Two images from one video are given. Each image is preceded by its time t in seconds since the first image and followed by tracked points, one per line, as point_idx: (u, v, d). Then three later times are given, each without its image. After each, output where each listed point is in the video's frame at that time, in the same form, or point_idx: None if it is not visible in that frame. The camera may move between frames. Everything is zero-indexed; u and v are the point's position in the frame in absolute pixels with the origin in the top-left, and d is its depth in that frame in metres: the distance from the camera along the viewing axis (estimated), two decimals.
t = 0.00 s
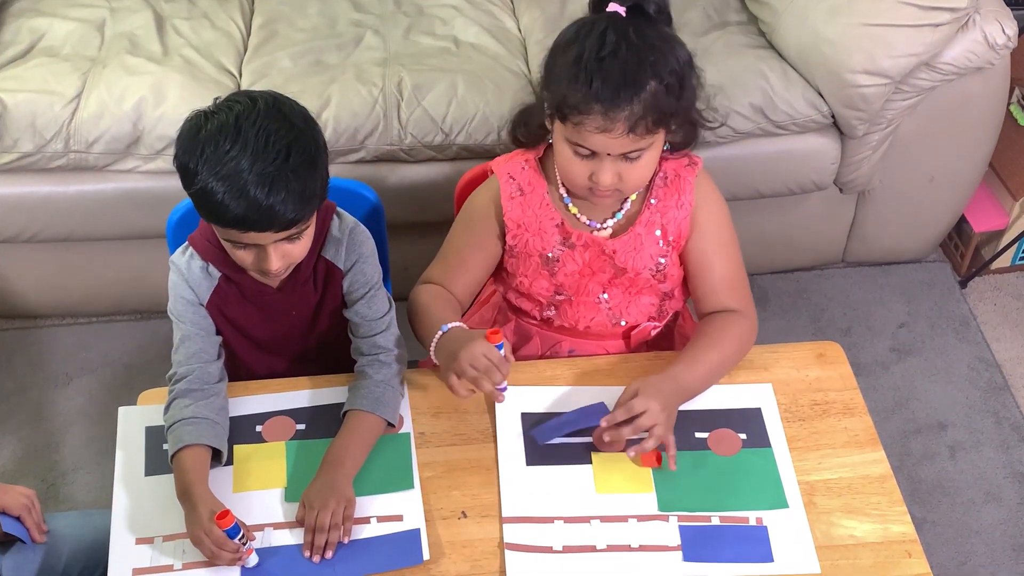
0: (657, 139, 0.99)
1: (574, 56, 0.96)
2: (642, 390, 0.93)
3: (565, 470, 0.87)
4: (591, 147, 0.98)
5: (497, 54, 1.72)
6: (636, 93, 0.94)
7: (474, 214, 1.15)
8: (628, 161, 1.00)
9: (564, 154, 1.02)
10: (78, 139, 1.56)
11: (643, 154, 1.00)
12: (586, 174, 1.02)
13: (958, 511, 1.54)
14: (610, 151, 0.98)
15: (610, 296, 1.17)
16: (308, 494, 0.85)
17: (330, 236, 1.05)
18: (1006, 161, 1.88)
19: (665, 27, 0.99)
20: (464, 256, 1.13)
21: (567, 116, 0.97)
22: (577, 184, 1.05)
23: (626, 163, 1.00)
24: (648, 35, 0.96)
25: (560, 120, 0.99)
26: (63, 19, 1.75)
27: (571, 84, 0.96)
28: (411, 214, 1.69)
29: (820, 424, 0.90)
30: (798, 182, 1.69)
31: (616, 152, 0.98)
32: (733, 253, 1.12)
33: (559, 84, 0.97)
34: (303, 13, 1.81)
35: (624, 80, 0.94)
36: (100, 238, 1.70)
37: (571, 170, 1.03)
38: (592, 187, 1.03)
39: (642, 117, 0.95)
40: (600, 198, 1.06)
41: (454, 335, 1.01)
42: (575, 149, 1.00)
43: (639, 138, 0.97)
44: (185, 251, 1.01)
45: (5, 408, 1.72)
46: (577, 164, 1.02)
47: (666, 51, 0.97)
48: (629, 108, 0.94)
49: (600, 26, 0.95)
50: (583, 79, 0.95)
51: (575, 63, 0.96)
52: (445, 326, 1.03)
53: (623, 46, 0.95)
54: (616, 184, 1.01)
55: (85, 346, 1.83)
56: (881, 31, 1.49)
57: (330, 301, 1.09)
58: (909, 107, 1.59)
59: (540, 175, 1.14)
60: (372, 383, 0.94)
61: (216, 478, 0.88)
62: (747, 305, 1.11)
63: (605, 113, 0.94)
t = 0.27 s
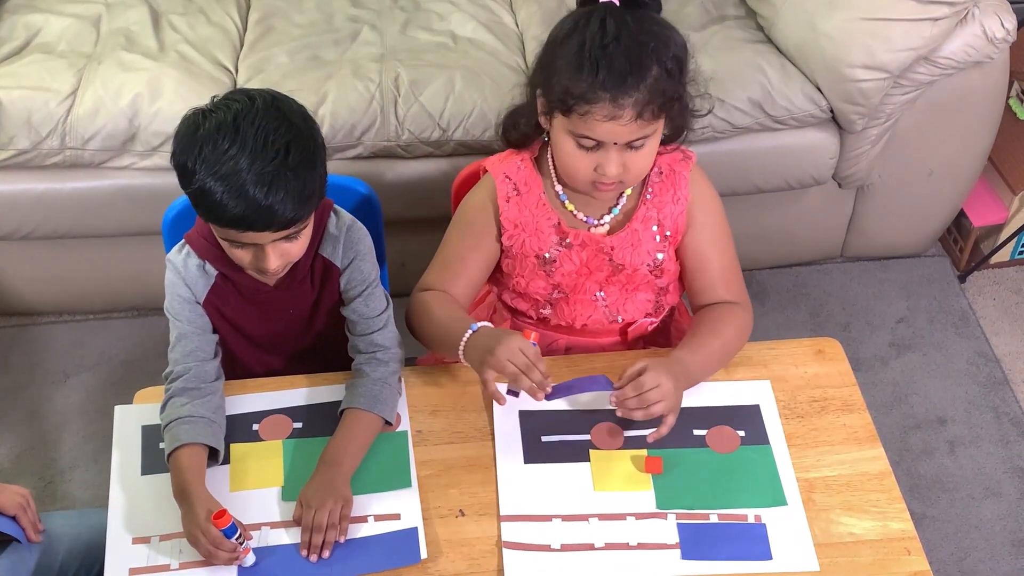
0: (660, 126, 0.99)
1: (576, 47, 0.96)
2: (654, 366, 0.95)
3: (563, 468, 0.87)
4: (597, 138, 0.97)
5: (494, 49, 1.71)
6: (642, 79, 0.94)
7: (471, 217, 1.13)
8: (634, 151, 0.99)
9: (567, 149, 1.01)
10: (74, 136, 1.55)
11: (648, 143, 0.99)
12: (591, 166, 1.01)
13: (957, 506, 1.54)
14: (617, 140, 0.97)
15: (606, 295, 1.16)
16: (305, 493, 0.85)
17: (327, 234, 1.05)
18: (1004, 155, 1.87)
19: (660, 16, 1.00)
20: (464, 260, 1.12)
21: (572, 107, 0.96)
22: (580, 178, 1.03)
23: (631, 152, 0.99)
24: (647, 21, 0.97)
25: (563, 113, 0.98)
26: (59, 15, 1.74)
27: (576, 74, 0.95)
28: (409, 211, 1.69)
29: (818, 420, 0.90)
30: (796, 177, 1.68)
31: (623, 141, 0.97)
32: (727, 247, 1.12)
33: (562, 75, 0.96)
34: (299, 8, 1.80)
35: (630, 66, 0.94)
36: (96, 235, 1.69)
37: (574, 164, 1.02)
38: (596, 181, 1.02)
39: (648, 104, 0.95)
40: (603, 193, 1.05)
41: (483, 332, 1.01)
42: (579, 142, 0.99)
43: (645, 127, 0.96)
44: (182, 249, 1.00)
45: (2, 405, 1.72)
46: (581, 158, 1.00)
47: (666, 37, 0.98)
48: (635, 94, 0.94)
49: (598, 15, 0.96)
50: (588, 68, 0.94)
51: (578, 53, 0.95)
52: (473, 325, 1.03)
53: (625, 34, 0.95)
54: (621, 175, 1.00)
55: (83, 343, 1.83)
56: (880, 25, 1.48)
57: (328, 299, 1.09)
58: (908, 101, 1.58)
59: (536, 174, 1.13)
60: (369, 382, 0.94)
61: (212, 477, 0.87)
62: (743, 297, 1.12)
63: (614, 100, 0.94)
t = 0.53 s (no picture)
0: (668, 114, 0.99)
1: (588, 36, 0.95)
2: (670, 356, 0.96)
3: (560, 464, 0.87)
4: (610, 126, 0.97)
5: (491, 44, 1.70)
6: (657, 66, 0.94)
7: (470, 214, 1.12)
8: (643, 141, 0.99)
9: (574, 138, 1.00)
10: (70, 132, 1.55)
11: (657, 133, 0.99)
12: (601, 156, 1.00)
13: (956, 500, 1.54)
14: (630, 127, 0.97)
15: (604, 292, 1.16)
16: (302, 491, 0.84)
17: (324, 230, 1.04)
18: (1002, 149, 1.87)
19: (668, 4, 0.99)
20: (461, 259, 1.11)
21: (586, 95, 0.95)
22: (586, 170, 1.02)
23: (641, 142, 0.99)
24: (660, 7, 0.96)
25: (575, 101, 0.97)
26: (54, 10, 1.73)
27: (590, 62, 0.94)
28: (406, 207, 1.68)
29: (816, 416, 0.90)
30: (794, 171, 1.68)
31: (635, 129, 0.97)
32: (724, 241, 1.13)
33: (577, 62, 0.95)
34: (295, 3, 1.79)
35: (645, 53, 0.94)
36: (92, 231, 1.69)
37: (583, 154, 1.01)
38: (603, 171, 1.02)
39: (661, 92, 0.95)
40: (607, 184, 1.05)
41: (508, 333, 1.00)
42: (589, 131, 0.98)
43: (656, 115, 0.96)
44: (178, 245, 1.00)
45: None
46: (589, 147, 1.00)
47: (677, 23, 0.98)
48: (650, 81, 0.94)
49: None
50: (603, 54, 0.94)
51: (591, 40, 0.94)
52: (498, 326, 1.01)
53: (638, 22, 0.94)
54: (630, 165, 1.00)
55: (79, 340, 1.83)
56: (877, 19, 1.48)
57: (324, 295, 1.08)
58: (906, 95, 1.58)
59: (533, 170, 1.12)
60: (365, 379, 0.94)
61: (209, 474, 0.87)
62: (738, 291, 1.13)
63: (630, 87, 0.94)
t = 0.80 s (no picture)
0: (660, 108, 0.98)
1: (575, 26, 0.96)
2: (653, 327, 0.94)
3: (559, 461, 0.87)
4: (597, 118, 0.96)
5: (490, 39, 1.70)
6: (642, 57, 0.94)
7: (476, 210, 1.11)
8: (634, 134, 0.98)
9: (564, 131, 1.00)
10: (67, 128, 1.54)
11: (647, 127, 0.98)
12: (590, 149, 1.00)
13: (956, 496, 1.54)
14: (617, 120, 0.96)
15: (613, 290, 1.15)
16: (301, 487, 0.84)
17: (323, 226, 1.04)
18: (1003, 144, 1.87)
19: (663, 0, 1.00)
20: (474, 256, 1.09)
21: (571, 86, 0.95)
22: (577, 161, 1.02)
23: (631, 135, 0.98)
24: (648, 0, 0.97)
25: (562, 92, 0.97)
26: (51, 6, 1.73)
27: (574, 53, 0.95)
28: (405, 202, 1.68)
29: (816, 413, 0.90)
30: (794, 166, 1.68)
31: (623, 121, 0.96)
32: (730, 232, 1.12)
33: (561, 54, 0.96)
34: None
35: (629, 43, 0.94)
36: (90, 227, 1.68)
37: (573, 147, 1.01)
38: (593, 164, 1.01)
39: (648, 83, 0.94)
40: (599, 177, 1.04)
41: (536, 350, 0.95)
42: (577, 122, 0.98)
43: (643, 108, 0.96)
44: (177, 241, 0.99)
45: None
46: (578, 139, 0.99)
47: (668, 17, 0.98)
48: (635, 72, 0.94)
49: None
50: (587, 45, 0.94)
51: (576, 31, 0.95)
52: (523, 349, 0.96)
53: (624, 13, 0.95)
54: (620, 159, 0.99)
55: (78, 336, 1.82)
56: (877, 14, 1.47)
57: (323, 292, 1.08)
58: (906, 90, 1.58)
59: (538, 164, 1.12)
60: (364, 375, 0.94)
61: (207, 471, 0.87)
62: (747, 278, 1.11)
63: (614, 77, 0.93)
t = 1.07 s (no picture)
0: (638, 98, 0.97)
1: (549, 17, 0.97)
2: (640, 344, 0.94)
3: (560, 457, 0.87)
4: (567, 106, 0.96)
5: (490, 35, 1.69)
6: (609, 44, 0.93)
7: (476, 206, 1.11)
8: (610, 125, 0.97)
9: (546, 123, 1.00)
10: (68, 124, 1.54)
11: (625, 116, 0.97)
12: (568, 140, 0.99)
13: (956, 493, 1.54)
14: (589, 109, 0.95)
15: (613, 288, 1.15)
16: (300, 483, 0.84)
17: (323, 223, 1.04)
18: (1003, 140, 1.87)
19: None
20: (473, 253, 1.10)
21: (542, 75, 0.96)
22: (561, 154, 1.02)
23: (608, 124, 0.97)
24: None
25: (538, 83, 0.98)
26: (52, 2, 1.72)
27: (545, 43, 0.96)
28: (406, 199, 1.68)
29: (817, 409, 0.90)
30: (795, 163, 1.67)
31: (596, 109, 0.95)
32: (732, 231, 1.11)
33: (535, 45, 0.97)
34: None
35: (595, 32, 0.94)
36: (90, 223, 1.68)
37: (553, 139, 1.01)
38: (575, 156, 1.00)
39: (617, 69, 0.94)
40: (587, 170, 1.03)
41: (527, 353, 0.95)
42: (555, 113, 0.98)
43: (616, 95, 0.95)
44: (176, 245, 0.99)
45: None
46: (558, 130, 0.99)
47: (646, 10, 0.97)
48: (603, 60, 0.93)
49: None
50: (556, 35, 0.95)
51: (548, 23, 0.97)
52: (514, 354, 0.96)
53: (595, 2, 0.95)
54: (599, 149, 0.98)
55: (78, 332, 1.82)
56: (878, 10, 1.47)
57: (322, 289, 1.08)
58: (907, 87, 1.57)
59: (540, 161, 1.12)
60: (364, 371, 0.94)
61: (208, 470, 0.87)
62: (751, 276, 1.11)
63: (578, 64, 0.93)
